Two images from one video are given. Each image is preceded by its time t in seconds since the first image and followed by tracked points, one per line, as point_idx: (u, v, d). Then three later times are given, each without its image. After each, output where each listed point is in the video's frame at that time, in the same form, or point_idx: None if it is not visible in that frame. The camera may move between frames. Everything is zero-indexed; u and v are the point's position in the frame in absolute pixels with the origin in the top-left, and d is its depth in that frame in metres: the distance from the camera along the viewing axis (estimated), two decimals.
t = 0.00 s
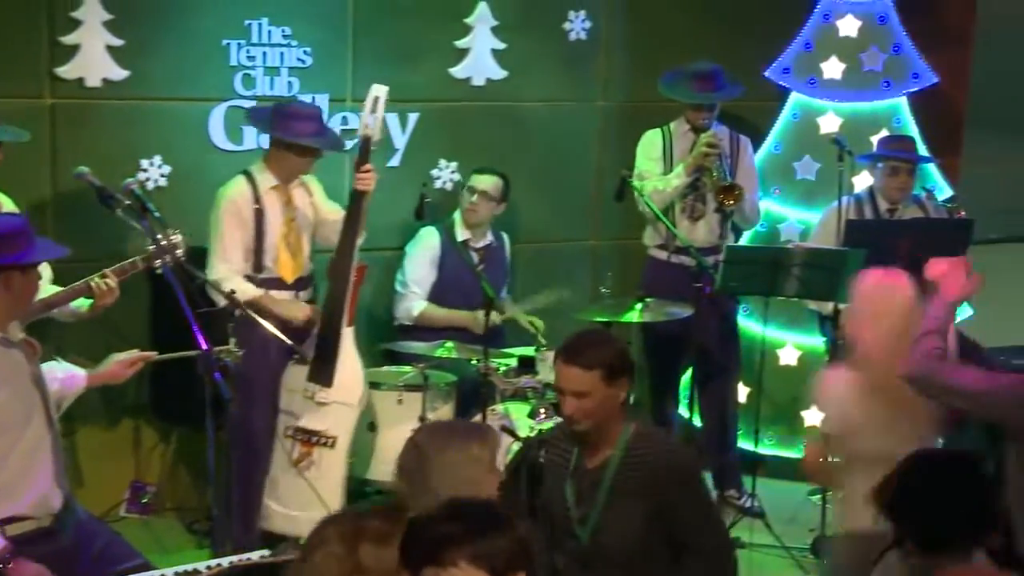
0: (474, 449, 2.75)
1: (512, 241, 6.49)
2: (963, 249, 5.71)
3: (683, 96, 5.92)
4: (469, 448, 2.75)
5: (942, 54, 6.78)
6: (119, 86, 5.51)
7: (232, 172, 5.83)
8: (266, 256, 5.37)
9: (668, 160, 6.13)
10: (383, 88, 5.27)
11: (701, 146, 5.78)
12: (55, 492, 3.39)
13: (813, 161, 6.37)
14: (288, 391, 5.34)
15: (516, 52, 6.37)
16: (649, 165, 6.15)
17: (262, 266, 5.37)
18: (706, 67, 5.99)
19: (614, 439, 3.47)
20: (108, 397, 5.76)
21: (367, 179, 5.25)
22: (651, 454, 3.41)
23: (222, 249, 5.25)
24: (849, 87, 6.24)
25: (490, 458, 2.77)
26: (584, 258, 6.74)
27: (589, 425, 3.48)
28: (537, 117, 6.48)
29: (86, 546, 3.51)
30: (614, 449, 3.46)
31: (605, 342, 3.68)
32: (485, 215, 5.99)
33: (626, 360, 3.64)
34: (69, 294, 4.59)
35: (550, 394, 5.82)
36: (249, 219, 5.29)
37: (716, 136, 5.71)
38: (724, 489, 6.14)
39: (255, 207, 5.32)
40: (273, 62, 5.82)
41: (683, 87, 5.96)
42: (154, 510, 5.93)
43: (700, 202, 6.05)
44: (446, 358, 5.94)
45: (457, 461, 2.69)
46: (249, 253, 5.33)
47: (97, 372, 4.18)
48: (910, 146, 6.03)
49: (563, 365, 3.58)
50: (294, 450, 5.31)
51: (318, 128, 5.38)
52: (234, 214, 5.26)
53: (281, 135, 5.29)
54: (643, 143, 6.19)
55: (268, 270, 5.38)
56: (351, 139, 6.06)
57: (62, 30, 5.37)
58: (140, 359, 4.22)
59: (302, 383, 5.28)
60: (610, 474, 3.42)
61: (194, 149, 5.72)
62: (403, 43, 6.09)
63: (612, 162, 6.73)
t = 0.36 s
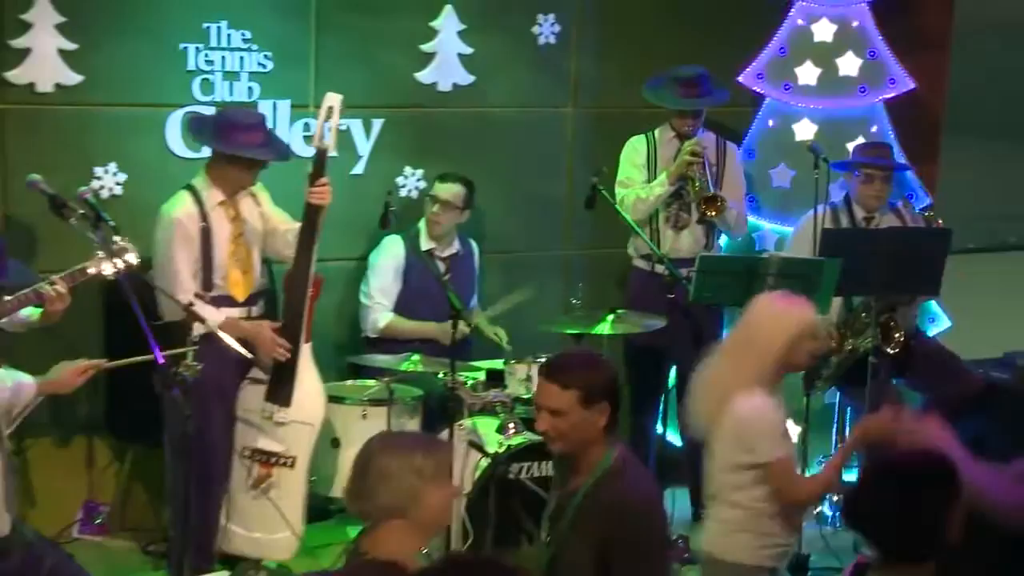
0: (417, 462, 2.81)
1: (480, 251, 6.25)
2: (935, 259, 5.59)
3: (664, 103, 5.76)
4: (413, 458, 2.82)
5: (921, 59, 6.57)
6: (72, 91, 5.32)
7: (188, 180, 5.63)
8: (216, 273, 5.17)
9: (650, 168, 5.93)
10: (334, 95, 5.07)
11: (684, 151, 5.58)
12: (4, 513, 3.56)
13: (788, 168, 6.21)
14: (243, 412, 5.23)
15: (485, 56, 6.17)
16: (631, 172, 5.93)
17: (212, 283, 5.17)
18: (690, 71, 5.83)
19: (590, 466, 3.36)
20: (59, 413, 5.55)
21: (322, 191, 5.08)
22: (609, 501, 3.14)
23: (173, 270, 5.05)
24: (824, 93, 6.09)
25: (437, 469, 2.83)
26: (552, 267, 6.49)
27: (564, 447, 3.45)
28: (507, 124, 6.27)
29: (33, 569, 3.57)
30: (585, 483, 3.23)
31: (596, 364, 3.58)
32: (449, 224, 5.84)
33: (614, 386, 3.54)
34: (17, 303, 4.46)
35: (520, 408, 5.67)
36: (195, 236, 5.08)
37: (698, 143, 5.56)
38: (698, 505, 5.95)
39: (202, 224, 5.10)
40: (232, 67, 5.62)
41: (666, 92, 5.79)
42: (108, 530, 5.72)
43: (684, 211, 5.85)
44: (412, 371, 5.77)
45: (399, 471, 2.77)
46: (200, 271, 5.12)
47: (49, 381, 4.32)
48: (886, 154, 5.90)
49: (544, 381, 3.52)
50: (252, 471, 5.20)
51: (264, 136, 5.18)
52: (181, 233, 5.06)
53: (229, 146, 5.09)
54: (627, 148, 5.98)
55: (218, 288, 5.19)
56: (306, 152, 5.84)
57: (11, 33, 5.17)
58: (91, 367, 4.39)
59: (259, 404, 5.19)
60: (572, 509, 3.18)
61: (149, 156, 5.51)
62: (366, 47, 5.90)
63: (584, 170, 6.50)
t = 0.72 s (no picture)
0: (330, 479, 2.82)
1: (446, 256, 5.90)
2: (918, 263, 5.35)
3: (653, 100, 5.46)
4: (330, 478, 2.83)
5: (908, 58, 6.30)
6: (14, 88, 4.97)
7: (137, 184, 5.29)
8: (176, 275, 4.85)
9: (642, 170, 5.62)
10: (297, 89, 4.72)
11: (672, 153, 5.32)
12: None
13: (768, 170, 5.95)
14: (199, 422, 4.78)
15: (453, 53, 5.84)
16: (620, 176, 5.64)
17: (172, 287, 4.85)
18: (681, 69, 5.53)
19: (559, 462, 3.24)
20: None
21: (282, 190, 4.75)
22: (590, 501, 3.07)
23: (131, 273, 4.71)
24: (805, 92, 5.84)
25: (359, 487, 2.84)
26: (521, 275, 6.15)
27: (529, 438, 3.32)
28: (477, 125, 5.94)
29: None
30: (557, 482, 3.13)
31: (572, 358, 3.48)
32: (427, 227, 5.53)
33: (589, 381, 3.43)
34: None
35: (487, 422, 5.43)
36: (156, 238, 4.78)
37: (688, 144, 5.31)
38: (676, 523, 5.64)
39: (162, 224, 4.79)
40: (183, 63, 5.29)
41: (656, 92, 5.50)
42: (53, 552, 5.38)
43: (675, 215, 5.55)
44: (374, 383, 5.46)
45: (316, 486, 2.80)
46: (158, 275, 4.81)
47: None
48: (870, 155, 5.65)
49: (516, 369, 3.43)
50: (205, 486, 4.75)
51: (228, 131, 4.88)
52: (140, 233, 4.74)
53: (199, 143, 4.78)
54: (617, 150, 5.69)
55: (178, 292, 4.86)
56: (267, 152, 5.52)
57: None
58: (35, 387, 4.15)
59: (214, 413, 4.74)
60: (549, 507, 3.08)
61: (96, 158, 5.19)
62: (326, 43, 5.57)
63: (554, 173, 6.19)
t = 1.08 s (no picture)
0: (273, 509, 2.60)
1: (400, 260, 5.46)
2: (905, 267, 5.07)
3: (631, 95, 5.20)
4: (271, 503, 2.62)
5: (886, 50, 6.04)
6: None
7: (76, 185, 4.93)
8: (130, 273, 4.54)
9: (618, 168, 5.33)
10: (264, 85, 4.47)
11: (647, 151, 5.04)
12: None
13: (743, 169, 5.68)
14: (150, 432, 4.44)
15: (416, 47, 5.47)
16: (596, 173, 5.35)
17: (125, 286, 4.54)
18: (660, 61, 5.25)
19: (520, 482, 3.19)
20: None
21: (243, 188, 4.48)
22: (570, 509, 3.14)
23: (81, 272, 4.44)
24: (781, 87, 5.57)
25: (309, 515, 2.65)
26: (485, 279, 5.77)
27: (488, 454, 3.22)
28: (440, 123, 5.56)
29: None
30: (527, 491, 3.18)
31: (528, 366, 3.41)
32: (379, 226, 5.20)
33: (547, 394, 3.35)
34: None
35: (448, 436, 5.17)
36: (111, 234, 4.48)
37: (668, 141, 5.02)
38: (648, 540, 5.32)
39: (122, 221, 4.49)
40: (125, 57, 4.93)
41: (634, 87, 5.23)
42: None
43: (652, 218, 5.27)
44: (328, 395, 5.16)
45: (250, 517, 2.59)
46: (111, 274, 4.50)
47: None
48: (850, 154, 5.39)
49: (471, 378, 3.33)
50: (153, 500, 4.40)
51: (191, 122, 4.64)
52: (96, 227, 4.45)
53: (166, 138, 4.52)
54: (594, 147, 5.42)
55: (131, 293, 4.55)
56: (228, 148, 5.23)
57: None
58: None
59: (166, 422, 4.40)
60: (531, 519, 3.13)
61: (31, 157, 4.83)
62: (277, 35, 5.21)
63: (517, 170, 5.78)
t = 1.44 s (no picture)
0: (304, 535, 2.28)
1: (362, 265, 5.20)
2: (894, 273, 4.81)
3: (601, 94, 4.96)
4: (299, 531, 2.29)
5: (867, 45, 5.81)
6: None
7: (16, 188, 4.59)
8: (87, 272, 4.31)
9: (584, 166, 5.09)
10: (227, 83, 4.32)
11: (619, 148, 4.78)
12: None
13: (720, 171, 5.41)
14: (99, 446, 4.23)
15: (377, 43, 5.18)
16: (561, 169, 5.09)
17: (79, 287, 4.30)
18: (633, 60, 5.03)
19: (515, 486, 3.25)
20: None
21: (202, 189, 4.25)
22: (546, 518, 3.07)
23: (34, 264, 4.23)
24: (762, 81, 5.36)
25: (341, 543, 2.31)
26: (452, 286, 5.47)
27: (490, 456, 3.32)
28: (404, 121, 5.28)
29: None
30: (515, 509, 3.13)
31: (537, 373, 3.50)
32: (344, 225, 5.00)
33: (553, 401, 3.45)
34: None
35: (412, 451, 4.99)
36: (68, 230, 4.27)
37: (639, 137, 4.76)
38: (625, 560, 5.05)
39: (79, 218, 4.29)
40: (68, 52, 4.61)
41: (606, 86, 4.99)
42: None
43: (621, 220, 5.03)
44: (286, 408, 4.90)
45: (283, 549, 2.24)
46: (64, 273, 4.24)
47: None
48: (832, 156, 5.15)
49: (474, 379, 3.44)
50: (100, 517, 4.20)
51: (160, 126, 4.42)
52: (53, 222, 4.26)
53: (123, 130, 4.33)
54: (559, 141, 5.16)
55: (85, 294, 4.30)
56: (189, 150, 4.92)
57: None
58: None
59: (116, 435, 4.18)
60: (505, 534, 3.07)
61: None
62: (230, 29, 4.90)
63: (483, 169, 5.49)
